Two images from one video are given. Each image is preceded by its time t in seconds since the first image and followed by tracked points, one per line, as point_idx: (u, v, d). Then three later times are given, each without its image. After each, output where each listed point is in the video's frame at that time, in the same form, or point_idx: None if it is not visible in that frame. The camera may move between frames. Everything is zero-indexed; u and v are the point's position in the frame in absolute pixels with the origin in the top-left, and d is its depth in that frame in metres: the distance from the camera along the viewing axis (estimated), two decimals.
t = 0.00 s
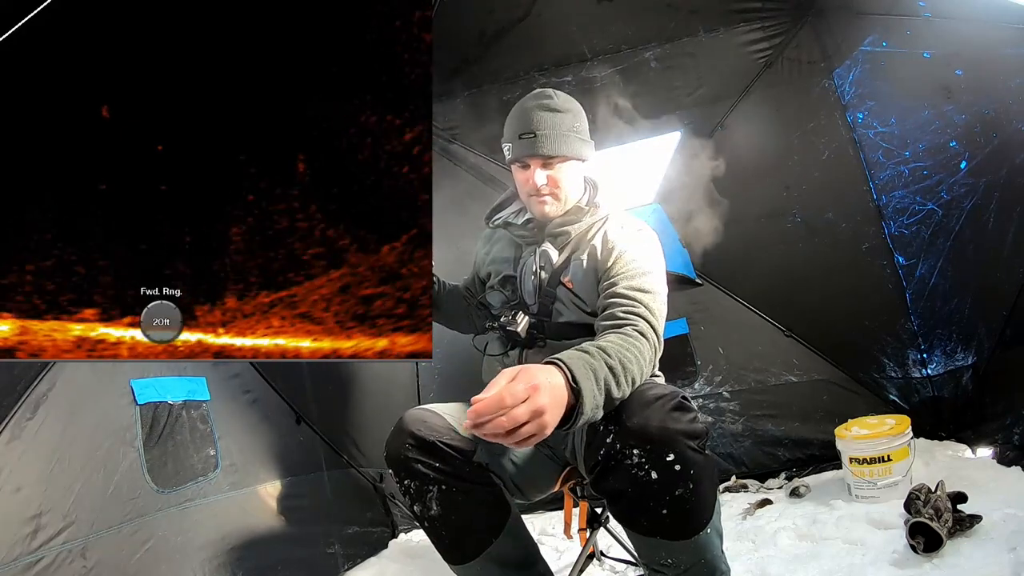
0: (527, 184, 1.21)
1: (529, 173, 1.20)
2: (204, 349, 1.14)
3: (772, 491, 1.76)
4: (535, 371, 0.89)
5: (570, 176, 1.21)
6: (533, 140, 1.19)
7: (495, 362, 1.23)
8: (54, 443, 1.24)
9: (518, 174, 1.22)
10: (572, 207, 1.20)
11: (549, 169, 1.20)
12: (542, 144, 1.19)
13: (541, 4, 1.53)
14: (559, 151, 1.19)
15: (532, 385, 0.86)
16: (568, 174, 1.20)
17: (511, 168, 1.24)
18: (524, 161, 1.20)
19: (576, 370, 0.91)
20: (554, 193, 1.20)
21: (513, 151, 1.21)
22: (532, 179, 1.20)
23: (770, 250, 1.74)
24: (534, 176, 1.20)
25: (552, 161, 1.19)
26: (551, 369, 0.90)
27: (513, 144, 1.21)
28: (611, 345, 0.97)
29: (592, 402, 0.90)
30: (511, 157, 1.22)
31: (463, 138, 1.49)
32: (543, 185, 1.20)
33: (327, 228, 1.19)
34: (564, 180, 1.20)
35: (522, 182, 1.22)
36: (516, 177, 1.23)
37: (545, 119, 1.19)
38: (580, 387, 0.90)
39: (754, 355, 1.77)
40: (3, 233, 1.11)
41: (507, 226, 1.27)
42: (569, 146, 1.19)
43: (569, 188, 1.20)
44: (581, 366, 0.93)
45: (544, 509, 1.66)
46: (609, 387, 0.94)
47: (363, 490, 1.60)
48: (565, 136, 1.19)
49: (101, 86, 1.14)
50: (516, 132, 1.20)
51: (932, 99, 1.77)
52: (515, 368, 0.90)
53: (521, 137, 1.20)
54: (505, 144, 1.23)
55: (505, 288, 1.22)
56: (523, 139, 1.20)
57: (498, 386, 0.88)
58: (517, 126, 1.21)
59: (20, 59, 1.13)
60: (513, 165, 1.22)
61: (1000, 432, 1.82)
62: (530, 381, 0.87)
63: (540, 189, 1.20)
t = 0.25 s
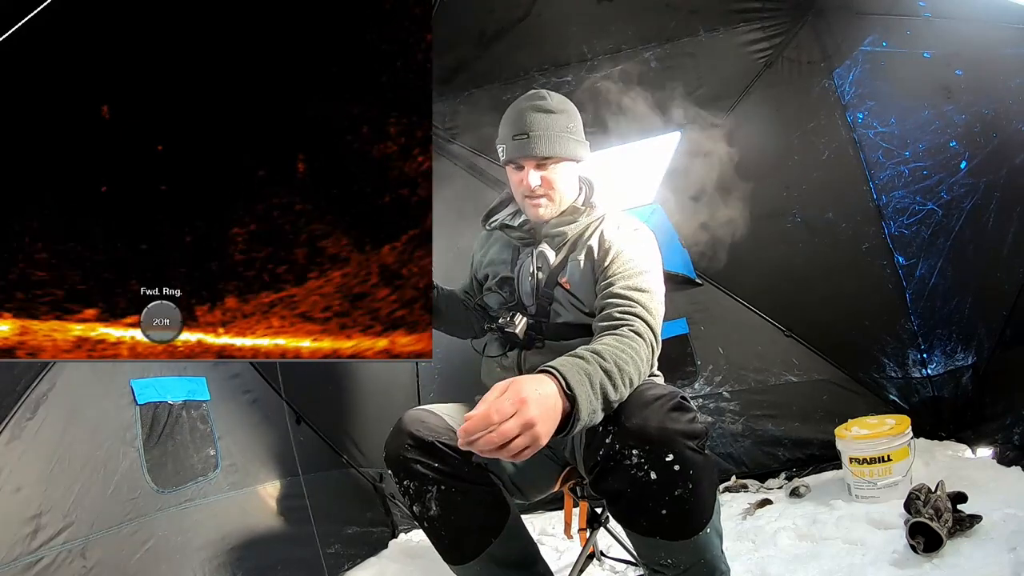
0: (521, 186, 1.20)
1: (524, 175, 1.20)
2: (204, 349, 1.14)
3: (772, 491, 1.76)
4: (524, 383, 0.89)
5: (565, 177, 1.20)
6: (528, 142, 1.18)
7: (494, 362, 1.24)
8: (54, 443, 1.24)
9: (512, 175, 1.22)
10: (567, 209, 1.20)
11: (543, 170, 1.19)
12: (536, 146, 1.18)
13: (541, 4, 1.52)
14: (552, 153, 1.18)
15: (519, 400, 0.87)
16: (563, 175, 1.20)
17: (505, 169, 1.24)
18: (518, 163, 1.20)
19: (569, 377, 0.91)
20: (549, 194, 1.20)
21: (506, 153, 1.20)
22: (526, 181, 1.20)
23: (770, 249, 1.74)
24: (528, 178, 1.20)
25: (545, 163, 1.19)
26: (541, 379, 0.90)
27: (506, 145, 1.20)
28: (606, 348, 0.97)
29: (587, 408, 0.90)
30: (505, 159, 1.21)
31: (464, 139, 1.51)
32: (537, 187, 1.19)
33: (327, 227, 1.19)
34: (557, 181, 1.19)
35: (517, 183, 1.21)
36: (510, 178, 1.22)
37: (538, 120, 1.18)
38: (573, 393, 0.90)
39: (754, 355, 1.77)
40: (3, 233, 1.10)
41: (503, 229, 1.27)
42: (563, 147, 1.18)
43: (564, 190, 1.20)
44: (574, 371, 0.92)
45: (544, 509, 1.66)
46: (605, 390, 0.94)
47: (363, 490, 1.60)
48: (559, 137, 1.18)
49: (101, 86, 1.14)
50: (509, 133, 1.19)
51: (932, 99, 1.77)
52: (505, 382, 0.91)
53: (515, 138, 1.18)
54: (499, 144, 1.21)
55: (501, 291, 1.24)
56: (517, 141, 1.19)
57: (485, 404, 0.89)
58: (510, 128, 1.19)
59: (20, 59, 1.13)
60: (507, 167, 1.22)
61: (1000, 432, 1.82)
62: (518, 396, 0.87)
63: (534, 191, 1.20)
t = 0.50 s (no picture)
0: (518, 186, 1.20)
1: (520, 175, 1.20)
2: (204, 349, 1.14)
3: (772, 491, 1.76)
4: (520, 386, 0.89)
5: (562, 176, 1.20)
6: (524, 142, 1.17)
7: (495, 362, 1.23)
8: (54, 443, 1.24)
9: (508, 175, 1.21)
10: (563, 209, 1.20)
11: (539, 170, 1.19)
12: (531, 147, 1.17)
13: (541, 5, 1.53)
14: (548, 154, 1.17)
15: (516, 405, 0.87)
16: (559, 174, 1.19)
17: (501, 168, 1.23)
18: (514, 163, 1.19)
19: (567, 375, 0.91)
20: (545, 194, 1.20)
21: (502, 153, 1.19)
22: (522, 181, 1.19)
23: (770, 250, 1.75)
24: (524, 178, 1.20)
25: (542, 163, 1.18)
26: (538, 380, 0.90)
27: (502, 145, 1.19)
28: (607, 347, 0.97)
29: (587, 406, 0.90)
30: (501, 158, 1.20)
31: (463, 139, 1.51)
32: (533, 187, 1.19)
33: (327, 228, 1.19)
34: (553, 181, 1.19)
35: (513, 183, 1.21)
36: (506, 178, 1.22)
37: (534, 120, 1.17)
38: (572, 392, 0.90)
39: (754, 355, 1.77)
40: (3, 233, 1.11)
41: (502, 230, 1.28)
42: (558, 147, 1.17)
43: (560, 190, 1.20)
44: (572, 370, 0.92)
45: (544, 508, 1.66)
46: (605, 388, 0.94)
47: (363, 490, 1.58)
48: (554, 137, 1.17)
49: (101, 86, 1.14)
50: (505, 133, 1.18)
51: (932, 99, 1.77)
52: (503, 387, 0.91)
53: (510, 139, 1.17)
54: (494, 143, 1.21)
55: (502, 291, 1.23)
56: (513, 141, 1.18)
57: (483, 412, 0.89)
58: (506, 128, 1.19)
59: (21, 59, 1.13)
60: (503, 167, 1.21)
61: (1000, 432, 1.82)
62: (515, 402, 0.87)
63: (531, 190, 1.20)
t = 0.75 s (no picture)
0: (559, 183, 1.24)
1: (564, 172, 1.24)
2: (204, 349, 1.14)
3: (772, 491, 1.76)
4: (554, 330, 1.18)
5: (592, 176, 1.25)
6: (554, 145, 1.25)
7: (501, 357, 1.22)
8: (54, 443, 1.24)
9: (544, 173, 1.24)
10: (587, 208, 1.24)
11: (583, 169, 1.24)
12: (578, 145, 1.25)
13: (541, 5, 1.58)
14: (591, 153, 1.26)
15: (553, 347, 1.16)
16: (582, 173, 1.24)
17: (528, 166, 1.26)
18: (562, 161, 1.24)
19: (602, 331, 1.14)
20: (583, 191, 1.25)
21: (548, 150, 1.25)
22: (567, 177, 1.23)
23: (769, 252, 1.74)
24: (566, 175, 1.24)
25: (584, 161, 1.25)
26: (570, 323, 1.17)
27: (546, 144, 1.25)
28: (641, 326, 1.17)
29: (614, 363, 1.13)
30: (545, 156, 1.25)
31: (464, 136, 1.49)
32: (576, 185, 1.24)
33: (327, 228, 1.19)
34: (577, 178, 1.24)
35: (553, 181, 1.25)
36: (538, 175, 1.24)
37: (580, 120, 1.26)
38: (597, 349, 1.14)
39: (754, 355, 1.76)
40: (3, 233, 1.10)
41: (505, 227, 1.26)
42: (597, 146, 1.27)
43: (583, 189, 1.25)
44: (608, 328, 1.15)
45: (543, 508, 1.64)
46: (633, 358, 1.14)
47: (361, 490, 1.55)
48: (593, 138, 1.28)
49: (101, 86, 1.14)
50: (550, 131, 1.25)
51: (932, 99, 1.79)
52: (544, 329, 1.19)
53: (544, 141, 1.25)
54: (531, 141, 1.26)
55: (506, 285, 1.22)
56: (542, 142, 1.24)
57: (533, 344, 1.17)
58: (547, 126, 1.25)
59: (21, 59, 1.13)
60: (541, 164, 1.24)
61: (1000, 432, 1.85)
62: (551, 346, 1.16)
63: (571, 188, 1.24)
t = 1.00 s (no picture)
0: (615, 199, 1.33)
1: (623, 190, 1.33)
2: (203, 349, 1.13)
3: (772, 491, 1.75)
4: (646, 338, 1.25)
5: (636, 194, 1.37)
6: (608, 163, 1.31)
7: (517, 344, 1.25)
8: (54, 443, 1.24)
9: (607, 187, 1.32)
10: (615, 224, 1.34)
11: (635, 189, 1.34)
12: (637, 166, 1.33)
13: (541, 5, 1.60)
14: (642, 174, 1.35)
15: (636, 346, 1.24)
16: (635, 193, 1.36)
17: (589, 176, 1.32)
18: (626, 179, 1.32)
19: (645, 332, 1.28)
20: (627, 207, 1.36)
21: (614, 167, 1.31)
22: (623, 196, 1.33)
23: (768, 251, 1.76)
24: (624, 194, 1.33)
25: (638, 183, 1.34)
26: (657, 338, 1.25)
27: (614, 160, 1.31)
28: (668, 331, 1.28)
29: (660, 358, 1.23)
30: (610, 171, 1.31)
31: (463, 137, 1.62)
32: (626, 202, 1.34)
33: (327, 227, 1.19)
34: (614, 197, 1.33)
35: (612, 194, 1.32)
36: (601, 188, 1.32)
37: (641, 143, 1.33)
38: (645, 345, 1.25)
39: (754, 354, 1.76)
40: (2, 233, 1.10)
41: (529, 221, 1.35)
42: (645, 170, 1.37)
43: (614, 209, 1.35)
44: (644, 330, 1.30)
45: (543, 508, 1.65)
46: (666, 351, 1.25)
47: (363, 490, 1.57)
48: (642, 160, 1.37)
49: (101, 86, 1.14)
50: (618, 149, 1.31)
51: (932, 99, 1.78)
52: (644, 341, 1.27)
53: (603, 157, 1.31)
54: (600, 154, 1.31)
55: (536, 277, 1.28)
56: (589, 159, 1.31)
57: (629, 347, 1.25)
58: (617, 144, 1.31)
59: (20, 58, 1.13)
60: (605, 179, 1.31)
61: (1001, 432, 1.79)
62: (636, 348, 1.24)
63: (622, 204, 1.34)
